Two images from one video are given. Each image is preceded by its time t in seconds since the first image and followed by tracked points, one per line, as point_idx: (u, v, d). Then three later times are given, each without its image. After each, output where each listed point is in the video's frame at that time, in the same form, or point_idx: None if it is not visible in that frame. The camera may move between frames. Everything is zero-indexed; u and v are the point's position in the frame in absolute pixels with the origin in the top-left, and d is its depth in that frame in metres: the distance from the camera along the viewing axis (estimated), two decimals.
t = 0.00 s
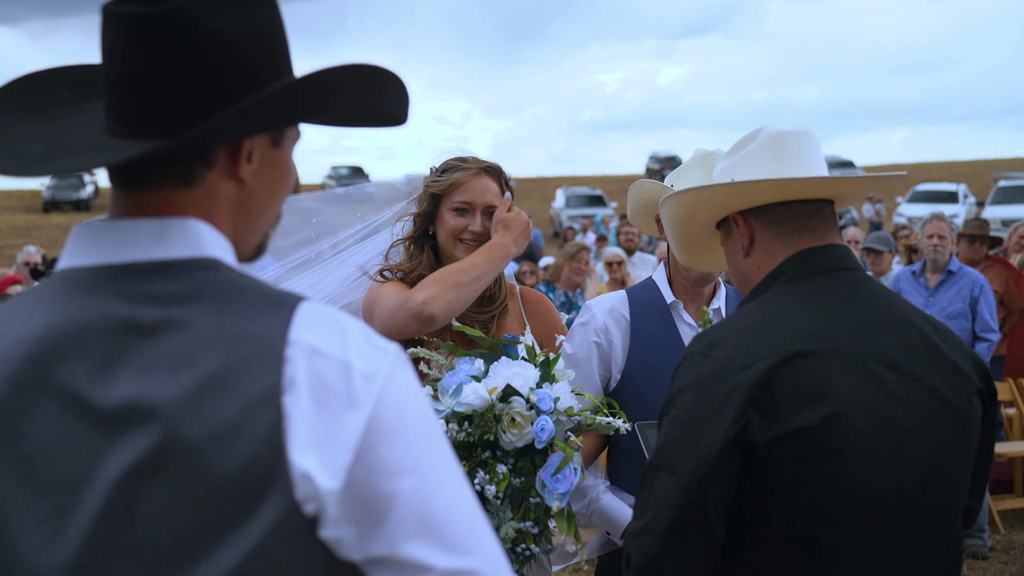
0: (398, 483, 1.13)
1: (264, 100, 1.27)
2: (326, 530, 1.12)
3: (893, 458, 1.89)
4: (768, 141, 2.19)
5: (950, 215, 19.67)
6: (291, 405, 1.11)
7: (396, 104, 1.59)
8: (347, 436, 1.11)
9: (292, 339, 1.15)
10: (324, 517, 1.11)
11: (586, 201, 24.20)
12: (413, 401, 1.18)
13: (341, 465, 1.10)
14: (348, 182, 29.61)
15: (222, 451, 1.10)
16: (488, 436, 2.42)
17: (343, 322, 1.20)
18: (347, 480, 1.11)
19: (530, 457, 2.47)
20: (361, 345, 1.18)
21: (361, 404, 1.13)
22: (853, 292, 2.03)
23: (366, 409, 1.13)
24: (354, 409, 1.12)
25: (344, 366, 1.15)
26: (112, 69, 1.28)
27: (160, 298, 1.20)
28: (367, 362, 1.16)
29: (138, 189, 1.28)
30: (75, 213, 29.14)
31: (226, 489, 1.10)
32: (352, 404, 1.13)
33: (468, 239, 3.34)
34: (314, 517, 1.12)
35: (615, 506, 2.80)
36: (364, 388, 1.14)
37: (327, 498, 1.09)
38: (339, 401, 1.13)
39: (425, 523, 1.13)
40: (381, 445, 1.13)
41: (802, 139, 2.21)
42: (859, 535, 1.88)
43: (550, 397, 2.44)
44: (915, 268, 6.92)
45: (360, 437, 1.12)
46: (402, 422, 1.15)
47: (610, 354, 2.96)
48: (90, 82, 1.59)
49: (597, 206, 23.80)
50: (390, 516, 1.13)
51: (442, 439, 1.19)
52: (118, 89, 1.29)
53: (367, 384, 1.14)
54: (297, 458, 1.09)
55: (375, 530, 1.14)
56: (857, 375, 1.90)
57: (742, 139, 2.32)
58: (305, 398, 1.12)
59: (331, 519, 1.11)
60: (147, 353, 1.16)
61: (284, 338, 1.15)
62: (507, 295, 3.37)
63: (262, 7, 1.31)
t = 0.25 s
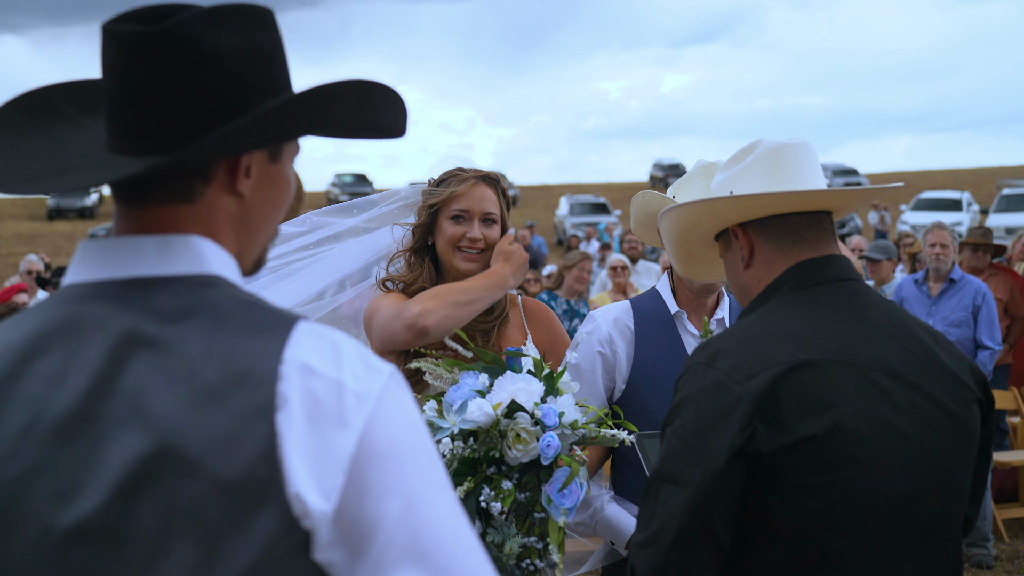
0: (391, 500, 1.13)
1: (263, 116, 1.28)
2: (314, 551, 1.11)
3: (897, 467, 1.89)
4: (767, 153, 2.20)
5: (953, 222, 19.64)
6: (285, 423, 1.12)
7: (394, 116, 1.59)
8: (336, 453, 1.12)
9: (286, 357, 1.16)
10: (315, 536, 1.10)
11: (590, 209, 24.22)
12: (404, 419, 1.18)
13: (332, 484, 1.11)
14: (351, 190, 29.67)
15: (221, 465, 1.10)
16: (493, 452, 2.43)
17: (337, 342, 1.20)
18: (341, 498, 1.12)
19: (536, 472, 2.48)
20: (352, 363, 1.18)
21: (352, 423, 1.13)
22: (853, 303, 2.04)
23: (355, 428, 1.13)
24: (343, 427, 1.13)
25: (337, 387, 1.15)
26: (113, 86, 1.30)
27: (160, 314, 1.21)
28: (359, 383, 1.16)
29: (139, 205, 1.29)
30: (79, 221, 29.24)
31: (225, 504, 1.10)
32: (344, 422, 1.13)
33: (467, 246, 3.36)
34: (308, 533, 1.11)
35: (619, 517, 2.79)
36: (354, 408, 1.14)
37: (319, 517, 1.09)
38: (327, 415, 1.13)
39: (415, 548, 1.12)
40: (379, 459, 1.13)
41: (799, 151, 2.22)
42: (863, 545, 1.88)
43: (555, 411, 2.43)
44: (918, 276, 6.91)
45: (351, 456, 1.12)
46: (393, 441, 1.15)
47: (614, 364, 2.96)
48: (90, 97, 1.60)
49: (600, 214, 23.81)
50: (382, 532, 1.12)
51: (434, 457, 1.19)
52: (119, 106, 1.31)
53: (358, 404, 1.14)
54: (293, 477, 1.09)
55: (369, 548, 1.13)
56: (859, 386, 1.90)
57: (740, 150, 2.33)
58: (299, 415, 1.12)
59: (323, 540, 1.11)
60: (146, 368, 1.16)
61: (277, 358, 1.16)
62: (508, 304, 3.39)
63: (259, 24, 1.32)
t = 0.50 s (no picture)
0: (389, 512, 1.13)
1: (265, 127, 1.28)
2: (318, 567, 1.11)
3: (893, 479, 1.89)
4: (765, 165, 2.21)
5: (954, 231, 19.64)
6: (287, 435, 1.12)
7: (399, 128, 1.61)
8: (341, 468, 1.12)
9: (290, 371, 1.17)
10: (316, 552, 1.11)
11: (591, 218, 24.27)
12: (406, 430, 1.18)
13: (335, 497, 1.11)
14: (353, 199, 29.79)
15: (225, 479, 1.11)
16: (498, 463, 2.44)
17: (343, 354, 1.21)
18: (344, 511, 1.12)
19: (540, 482, 2.47)
20: (357, 375, 1.19)
21: (353, 436, 1.13)
22: (851, 314, 2.04)
23: (359, 442, 1.13)
24: (345, 442, 1.13)
25: (340, 399, 1.15)
26: (121, 99, 1.31)
27: (166, 328, 1.22)
28: (364, 396, 1.16)
29: (148, 218, 1.30)
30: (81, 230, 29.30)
31: (229, 518, 1.11)
32: (345, 437, 1.13)
33: (467, 254, 3.36)
34: (310, 548, 1.11)
35: (623, 527, 2.79)
36: (358, 421, 1.14)
37: (319, 532, 1.09)
38: (331, 429, 1.14)
39: (412, 562, 1.13)
40: (375, 471, 1.13)
41: (798, 162, 2.22)
42: (861, 555, 1.88)
43: (559, 421, 2.43)
44: (918, 285, 6.91)
45: (354, 471, 1.12)
46: (398, 453, 1.15)
47: (617, 374, 2.96)
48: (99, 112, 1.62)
49: (601, 223, 23.84)
50: (382, 544, 1.12)
51: (436, 468, 1.20)
52: (126, 120, 1.32)
53: (362, 417, 1.15)
54: (296, 490, 1.10)
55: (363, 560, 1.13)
56: (856, 397, 1.91)
57: (739, 161, 2.34)
58: (301, 427, 1.13)
59: (326, 554, 1.11)
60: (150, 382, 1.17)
61: (280, 372, 1.16)
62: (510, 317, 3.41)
63: (264, 36, 1.34)
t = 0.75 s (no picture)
0: (384, 522, 1.14)
1: (271, 135, 1.29)
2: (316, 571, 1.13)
3: (885, 488, 1.89)
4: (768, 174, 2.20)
5: (952, 239, 19.67)
6: (284, 445, 1.12)
7: (405, 139, 1.63)
8: (338, 477, 1.12)
9: (288, 380, 1.17)
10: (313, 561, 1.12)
11: (590, 225, 24.31)
12: (404, 438, 1.18)
13: (330, 506, 1.11)
14: (352, 207, 29.84)
15: (222, 486, 1.11)
16: (500, 471, 2.45)
17: (341, 362, 1.21)
18: (342, 520, 1.13)
19: (541, 490, 2.49)
20: (355, 384, 1.19)
21: (351, 445, 1.13)
22: (843, 324, 2.04)
23: (355, 451, 1.13)
24: (343, 452, 1.13)
25: (338, 409, 1.15)
26: (129, 107, 1.32)
27: (166, 336, 1.23)
28: (362, 405, 1.16)
29: (152, 226, 1.31)
30: (81, 237, 29.30)
31: (225, 525, 1.11)
32: (343, 446, 1.13)
33: (476, 261, 3.38)
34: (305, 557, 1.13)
35: (624, 535, 2.79)
36: (355, 429, 1.14)
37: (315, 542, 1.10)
38: (330, 439, 1.14)
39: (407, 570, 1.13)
40: (365, 479, 1.14)
41: (803, 171, 2.22)
42: (855, 564, 1.88)
43: (560, 429, 2.45)
44: (916, 293, 6.91)
45: (351, 481, 1.13)
46: (394, 461, 1.15)
47: (617, 381, 2.97)
48: (107, 120, 1.63)
49: (600, 231, 23.87)
50: (378, 551, 1.13)
51: (433, 475, 1.20)
52: (134, 127, 1.33)
53: (359, 426, 1.15)
54: (292, 500, 1.10)
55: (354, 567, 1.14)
56: (847, 407, 1.91)
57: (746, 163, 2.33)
58: (298, 435, 1.13)
59: (321, 562, 1.12)
60: (146, 389, 1.17)
61: (278, 380, 1.16)
62: (512, 327, 3.43)
63: (273, 45, 1.34)
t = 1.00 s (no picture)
0: (378, 522, 1.13)
1: (269, 139, 1.30)
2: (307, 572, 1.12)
3: (867, 492, 1.91)
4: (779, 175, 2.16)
5: (943, 242, 19.76)
6: (280, 446, 1.13)
7: (401, 141, 1.62)
8: (334, 479, 1.12)
9: (284, 382, 1.18)
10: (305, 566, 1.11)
11: (582, 229, 24.35)
12: (396, 443, 1.18)
13: (326, 508, 1.11)
14: (345, 209, 29.82)
15: (217, 489, 1.12)
16: (496, 469, 2.44)
17: (336, 366, 1.22)
18: (335, 522, 1.13)
19: (536, 489, 2.48)
20: (349, 387, 1.20)
21: (348, 448, 1.14)
22: (834, 328, 2.04)
23: (350, 453, 1.14)
24: (338, 455, 1.14)
25: (334, 412, 1.16)
26: (128, 109, 1.33)
27: (162, 338, 1.23)
28: (356, 408, 1.17)
29: (149, 228, 1.31)
30: (72, 240, 29.19)
31: (217, 527, 1.11)
32: (338, 449, 1.14)
33: (482, 268, 3.38)
34: (299, 560, 1.12)
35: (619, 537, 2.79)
36: (350, 433, 1.15)
37: (308, 543, 1.10)
38: (322, 441, 1.14)
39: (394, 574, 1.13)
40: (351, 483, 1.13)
41: (826, 173, 2.17)
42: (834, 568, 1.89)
43: (556, 428, 2.47)
44: (907, 297, 6.95)
45: (347, 483, 1.13)
46: (382, 466, 1.15)
47: (612, 384, 2.97)
48: (105, 121, 1.63)
49: (592, 234, 23.91)
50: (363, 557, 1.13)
51: (423, 481, 1.19)
52: (133, 129, 1.34)
53: (354, 429, 1.15)
54: (285, 502, 1.10)
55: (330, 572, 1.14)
56: (831, 413, 1.92)
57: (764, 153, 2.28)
58: (294, 436, 1.14)
59: (315, 564, 1.11)
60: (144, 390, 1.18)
61: (273, 383, 1.17)
62: (503, 332, 3.44)
63: (273, 50, 1.35)
